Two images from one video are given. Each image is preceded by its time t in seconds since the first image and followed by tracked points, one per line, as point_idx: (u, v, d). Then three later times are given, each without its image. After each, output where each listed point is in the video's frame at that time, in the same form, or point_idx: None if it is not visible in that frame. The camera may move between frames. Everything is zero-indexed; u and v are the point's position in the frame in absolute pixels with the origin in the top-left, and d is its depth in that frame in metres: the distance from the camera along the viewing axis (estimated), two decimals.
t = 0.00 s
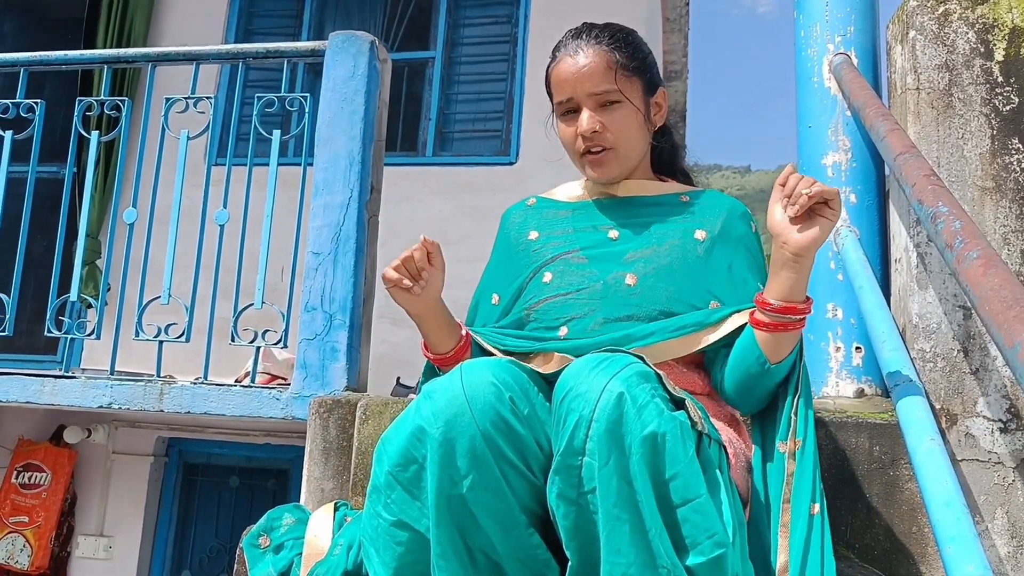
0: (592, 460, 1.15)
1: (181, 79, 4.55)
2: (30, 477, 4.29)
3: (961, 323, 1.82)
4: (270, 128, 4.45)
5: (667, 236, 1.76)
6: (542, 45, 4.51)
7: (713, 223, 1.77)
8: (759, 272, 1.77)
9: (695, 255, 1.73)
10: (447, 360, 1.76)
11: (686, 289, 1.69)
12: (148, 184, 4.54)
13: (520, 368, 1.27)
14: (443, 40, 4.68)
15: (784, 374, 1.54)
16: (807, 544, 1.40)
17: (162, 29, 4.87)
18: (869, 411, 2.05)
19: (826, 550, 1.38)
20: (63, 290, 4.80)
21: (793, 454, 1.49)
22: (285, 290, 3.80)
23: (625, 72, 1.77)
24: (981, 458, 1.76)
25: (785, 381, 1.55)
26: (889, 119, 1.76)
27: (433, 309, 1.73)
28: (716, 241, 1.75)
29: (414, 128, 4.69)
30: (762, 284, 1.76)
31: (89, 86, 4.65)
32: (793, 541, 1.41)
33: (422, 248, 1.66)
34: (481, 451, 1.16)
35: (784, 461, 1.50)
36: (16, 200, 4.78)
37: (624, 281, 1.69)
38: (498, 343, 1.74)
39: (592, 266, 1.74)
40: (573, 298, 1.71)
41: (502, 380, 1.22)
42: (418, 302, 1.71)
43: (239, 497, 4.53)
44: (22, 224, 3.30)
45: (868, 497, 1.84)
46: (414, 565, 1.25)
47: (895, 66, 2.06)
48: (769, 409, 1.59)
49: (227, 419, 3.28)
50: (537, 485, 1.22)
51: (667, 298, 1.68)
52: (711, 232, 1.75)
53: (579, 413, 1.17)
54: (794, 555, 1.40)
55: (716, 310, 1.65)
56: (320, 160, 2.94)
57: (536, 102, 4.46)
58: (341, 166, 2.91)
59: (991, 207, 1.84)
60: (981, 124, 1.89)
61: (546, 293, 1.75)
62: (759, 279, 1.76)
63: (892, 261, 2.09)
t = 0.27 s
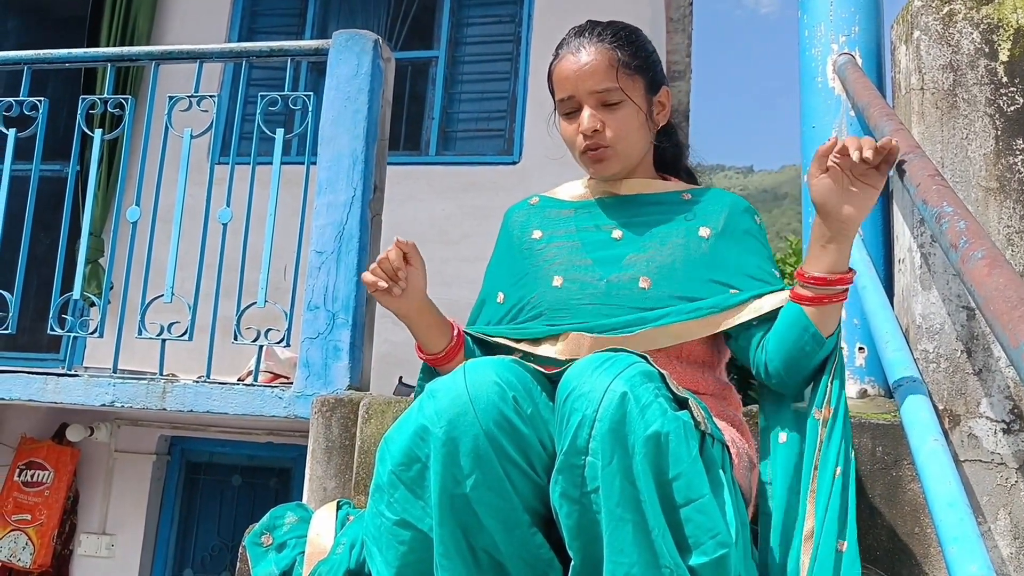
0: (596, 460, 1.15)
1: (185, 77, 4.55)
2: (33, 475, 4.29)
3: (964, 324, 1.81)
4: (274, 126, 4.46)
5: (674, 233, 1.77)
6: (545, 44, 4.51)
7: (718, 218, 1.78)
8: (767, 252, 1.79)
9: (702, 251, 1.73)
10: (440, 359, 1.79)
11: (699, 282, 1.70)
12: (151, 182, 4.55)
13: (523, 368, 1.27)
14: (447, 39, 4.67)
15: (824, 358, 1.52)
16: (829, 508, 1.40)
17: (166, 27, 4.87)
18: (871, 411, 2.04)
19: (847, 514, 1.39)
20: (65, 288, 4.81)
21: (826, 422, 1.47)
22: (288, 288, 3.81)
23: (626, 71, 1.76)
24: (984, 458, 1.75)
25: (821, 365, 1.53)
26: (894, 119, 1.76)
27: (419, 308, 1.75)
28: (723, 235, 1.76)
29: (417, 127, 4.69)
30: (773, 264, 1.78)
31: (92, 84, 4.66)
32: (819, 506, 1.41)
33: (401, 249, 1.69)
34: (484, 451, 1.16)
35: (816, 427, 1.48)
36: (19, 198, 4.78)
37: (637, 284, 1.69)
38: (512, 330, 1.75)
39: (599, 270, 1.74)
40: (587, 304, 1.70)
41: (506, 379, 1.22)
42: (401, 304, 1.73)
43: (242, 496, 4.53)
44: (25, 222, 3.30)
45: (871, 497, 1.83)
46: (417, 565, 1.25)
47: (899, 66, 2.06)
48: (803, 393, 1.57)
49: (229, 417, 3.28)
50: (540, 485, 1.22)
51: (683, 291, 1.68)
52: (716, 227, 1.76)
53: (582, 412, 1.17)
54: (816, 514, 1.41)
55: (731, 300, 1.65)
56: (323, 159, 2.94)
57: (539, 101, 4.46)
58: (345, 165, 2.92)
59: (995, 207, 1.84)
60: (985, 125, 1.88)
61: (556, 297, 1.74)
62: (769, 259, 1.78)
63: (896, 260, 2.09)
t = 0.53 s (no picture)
0: (597, 458, 1.15)
1: (186, 75, 4.56)
2: (34, 472, 4.30)
3: (965, 322, 1.81)
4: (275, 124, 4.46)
5: (677, 227, 1.79)
6: (547, 42, 4.51)
7: (719, 209, 1.79)
8: (776, 229, 1.80)
9: (705, 242, 1.75)
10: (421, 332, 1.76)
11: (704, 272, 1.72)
12: (153, 180, 4.55)
13: (525, 365, 1.27)
14: (448, 37, 4.67)
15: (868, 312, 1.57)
16: (881, 432, 1.48)
17: (167, 25, 4.87)
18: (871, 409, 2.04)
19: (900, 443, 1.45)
20: (67, 285, 4.81)
21: (877, 350, 1.53)
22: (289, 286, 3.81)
23: (629, 68, 1.77)
24: (985, 456, 1.75)
25: (866, 320, 1.58)
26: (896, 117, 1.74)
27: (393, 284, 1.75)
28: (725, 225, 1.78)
29: (419, 125, 4.70)
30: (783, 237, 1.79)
31: (93, 82, 4.66)
32: (872, 430, 1.50)
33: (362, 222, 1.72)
34: (486, 449, 1.17)
35: (869, 356, 1.55)
36: (21, 195, 4.79)
37: (644, 279, 1.71)
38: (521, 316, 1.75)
39: (604, 267, 1.75)
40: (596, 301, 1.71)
41: (507, 377, 1.22)
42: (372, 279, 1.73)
43: (243, 493, 4.54)
44: (27, 220, 3.30)
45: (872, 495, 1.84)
46: (418, 563, 1.25)
47: (901, 64, 2.06)
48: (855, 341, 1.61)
49: (230, 415, 3.28)
50: (542, 483, 1.22)
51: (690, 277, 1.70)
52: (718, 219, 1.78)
53: (584, 410, 1.17)
54: (872, 441, 1.49)
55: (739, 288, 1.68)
56: (325, 156, 2.95)
57: (541, 99, 4.46)
58: (346, 163, 2.92)
59: (996, 206, 1.84)
60: (986, 123, 1.89)
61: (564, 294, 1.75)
62: (778, 234, 1.78)
63: (897, 258, 2.08)
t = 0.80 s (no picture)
0: (594, 454, 1.16)
1: (187, 71, 4.56)
2: (34, 469, 4.31)
3: (965, 319, 1.81)
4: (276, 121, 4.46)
5: (672, 223, 1.78)
6: (548, 39, 4.51)
7: (711, 203, 1.79)
8: (771, 219, 1.80)
9: (700, 238, 1.75)
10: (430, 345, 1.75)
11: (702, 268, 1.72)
12: (153, 177, 4.55)
13: (521, 361, 1.28)
14: (449, 34, 4.67)
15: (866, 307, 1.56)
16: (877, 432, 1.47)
17: (168, 21, 4.87)
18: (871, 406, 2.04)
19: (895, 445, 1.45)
20: (67, 282, 4.81)
21: (872, 347, 1.54)
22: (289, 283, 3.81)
23: (627, 66, 1.77)
24: (984, 453, 1.76)
25: (862, 316, 1.59)
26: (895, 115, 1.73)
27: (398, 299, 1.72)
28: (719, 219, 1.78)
29: (419, 122, 4.69)
30: (779, 228, 1.79)
31: (94, 78, 4.66)
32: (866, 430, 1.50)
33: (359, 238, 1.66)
34: (483, 443, 1.17)
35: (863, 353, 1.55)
36: (21, 191, 4.79)
37: (642, 278, 1.71)
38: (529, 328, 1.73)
39: (601, 267, 1.75)
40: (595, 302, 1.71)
41: (504, 372, 1.23)
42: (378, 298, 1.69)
43: (243, 490, 4.54)
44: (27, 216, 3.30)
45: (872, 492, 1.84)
46: (416, 558, 1.26)
47: (901, 61, 2.06)
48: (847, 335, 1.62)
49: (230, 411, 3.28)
50: (539, 478, 1.22)
51: (687, 274, 1.70)
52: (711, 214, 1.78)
53: (580, 407, 1.17)
54: (866, 446, 1.49)
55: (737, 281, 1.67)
56: (325, 153, 2.95)
57: (542, 96, 4.46)
58: (347, 160, 2.92)
59: (996, 203, 1.84)
60: (986, 120, 1.89)
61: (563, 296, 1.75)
62: (773, 224, 1.78)
63: (897, 255, 2.08)
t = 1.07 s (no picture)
0: (591, 453, 1.16)
1: (186, 69, 4.55)
2: (33, 467, 4.31)
3: (964, 316, 1.81)
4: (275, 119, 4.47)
5: (671, 220, 1.78)
6: (547, 37, 4.51)
7: (707, 196, 1.81)
8: (767, 211, 1.79)
9: (698, 233, 1.76)
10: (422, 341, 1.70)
11: (703, 262, 1.71)
12: (153, 175, 4.55)
13: (518, 359, 1.28)
14: (448, 32, 4.67)
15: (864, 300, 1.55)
16: (873, 423, 1.47)
17: (167, 18, 4.87)
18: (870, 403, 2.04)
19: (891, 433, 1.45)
20: (66, 280, 4.81)
21: (868, 337, 1.54)
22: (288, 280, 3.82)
23: (635, 69, 1.76)
24: (983, 450, 1.76)
25: (857, 310, 1.58)
26: (893, 112, 1.73)
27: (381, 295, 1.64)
28: (717, 215, 1.79)
29: (418, 120, 4.69)
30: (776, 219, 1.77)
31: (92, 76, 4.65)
32: (861, 421, 1.50)
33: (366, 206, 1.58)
34: (480, 443, 1.17)
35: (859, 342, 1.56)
36: (20, 190, 4.79)
37: (644, 273, 1.70)
38: (523, 322, 1.70)
39: (602, 265, 1.75)
40: (598, 298, 1.70)
41: (501, 371, 1.23)
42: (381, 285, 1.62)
43: (243, 488, 4.55)
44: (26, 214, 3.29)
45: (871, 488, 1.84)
46: (414, 557, 1.26)
47: (899, 59, 2.06)
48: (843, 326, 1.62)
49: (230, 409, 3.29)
50: (537, 477, 1.23)
51: (688, 270, 1.70)
52: (710, 207, 1.79)
53: (578, 405, 1.17)
54: (862, 433, 1.48)
55: (739, 270, 1.67)
56: (324, 151, 2.95)
57: (541, 93, 4.46)
58: (345, 158, 2.92)
59: (994, 199, 1.84)
60: (984, 117, 1.89)
61: (565, 294, 1.73)
62: (770, 215, 1.77)
63: (896, 253, 2.09)
